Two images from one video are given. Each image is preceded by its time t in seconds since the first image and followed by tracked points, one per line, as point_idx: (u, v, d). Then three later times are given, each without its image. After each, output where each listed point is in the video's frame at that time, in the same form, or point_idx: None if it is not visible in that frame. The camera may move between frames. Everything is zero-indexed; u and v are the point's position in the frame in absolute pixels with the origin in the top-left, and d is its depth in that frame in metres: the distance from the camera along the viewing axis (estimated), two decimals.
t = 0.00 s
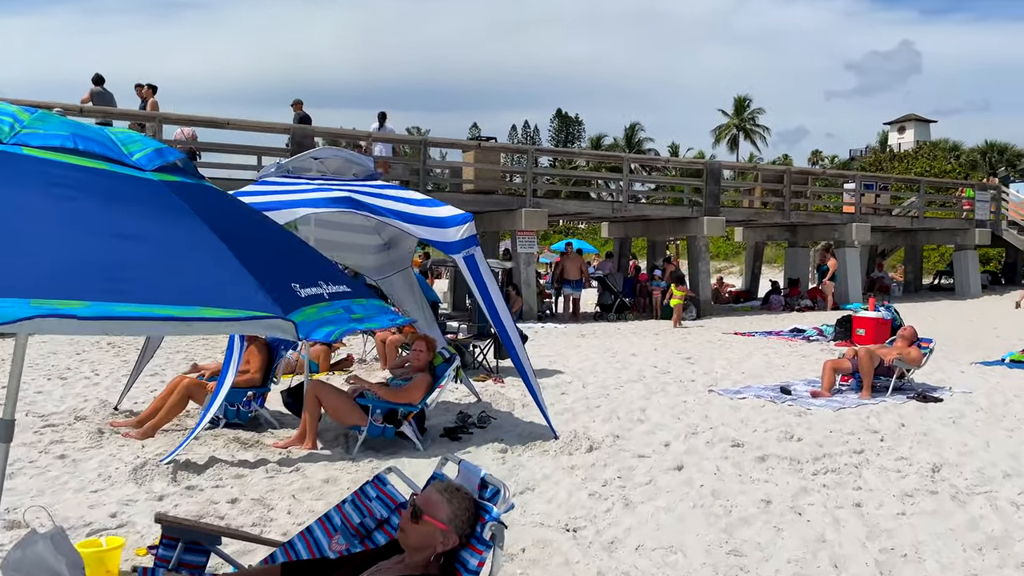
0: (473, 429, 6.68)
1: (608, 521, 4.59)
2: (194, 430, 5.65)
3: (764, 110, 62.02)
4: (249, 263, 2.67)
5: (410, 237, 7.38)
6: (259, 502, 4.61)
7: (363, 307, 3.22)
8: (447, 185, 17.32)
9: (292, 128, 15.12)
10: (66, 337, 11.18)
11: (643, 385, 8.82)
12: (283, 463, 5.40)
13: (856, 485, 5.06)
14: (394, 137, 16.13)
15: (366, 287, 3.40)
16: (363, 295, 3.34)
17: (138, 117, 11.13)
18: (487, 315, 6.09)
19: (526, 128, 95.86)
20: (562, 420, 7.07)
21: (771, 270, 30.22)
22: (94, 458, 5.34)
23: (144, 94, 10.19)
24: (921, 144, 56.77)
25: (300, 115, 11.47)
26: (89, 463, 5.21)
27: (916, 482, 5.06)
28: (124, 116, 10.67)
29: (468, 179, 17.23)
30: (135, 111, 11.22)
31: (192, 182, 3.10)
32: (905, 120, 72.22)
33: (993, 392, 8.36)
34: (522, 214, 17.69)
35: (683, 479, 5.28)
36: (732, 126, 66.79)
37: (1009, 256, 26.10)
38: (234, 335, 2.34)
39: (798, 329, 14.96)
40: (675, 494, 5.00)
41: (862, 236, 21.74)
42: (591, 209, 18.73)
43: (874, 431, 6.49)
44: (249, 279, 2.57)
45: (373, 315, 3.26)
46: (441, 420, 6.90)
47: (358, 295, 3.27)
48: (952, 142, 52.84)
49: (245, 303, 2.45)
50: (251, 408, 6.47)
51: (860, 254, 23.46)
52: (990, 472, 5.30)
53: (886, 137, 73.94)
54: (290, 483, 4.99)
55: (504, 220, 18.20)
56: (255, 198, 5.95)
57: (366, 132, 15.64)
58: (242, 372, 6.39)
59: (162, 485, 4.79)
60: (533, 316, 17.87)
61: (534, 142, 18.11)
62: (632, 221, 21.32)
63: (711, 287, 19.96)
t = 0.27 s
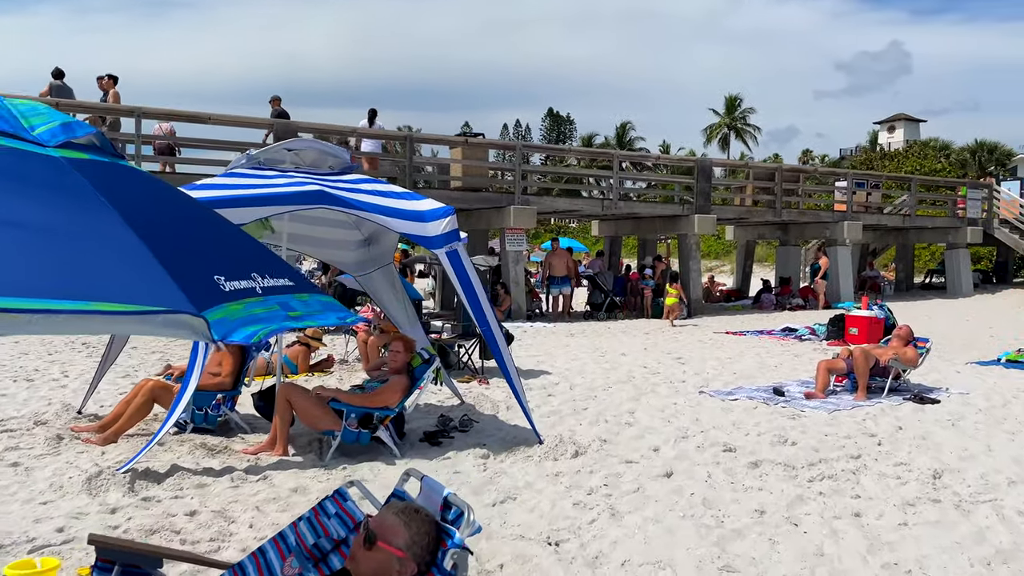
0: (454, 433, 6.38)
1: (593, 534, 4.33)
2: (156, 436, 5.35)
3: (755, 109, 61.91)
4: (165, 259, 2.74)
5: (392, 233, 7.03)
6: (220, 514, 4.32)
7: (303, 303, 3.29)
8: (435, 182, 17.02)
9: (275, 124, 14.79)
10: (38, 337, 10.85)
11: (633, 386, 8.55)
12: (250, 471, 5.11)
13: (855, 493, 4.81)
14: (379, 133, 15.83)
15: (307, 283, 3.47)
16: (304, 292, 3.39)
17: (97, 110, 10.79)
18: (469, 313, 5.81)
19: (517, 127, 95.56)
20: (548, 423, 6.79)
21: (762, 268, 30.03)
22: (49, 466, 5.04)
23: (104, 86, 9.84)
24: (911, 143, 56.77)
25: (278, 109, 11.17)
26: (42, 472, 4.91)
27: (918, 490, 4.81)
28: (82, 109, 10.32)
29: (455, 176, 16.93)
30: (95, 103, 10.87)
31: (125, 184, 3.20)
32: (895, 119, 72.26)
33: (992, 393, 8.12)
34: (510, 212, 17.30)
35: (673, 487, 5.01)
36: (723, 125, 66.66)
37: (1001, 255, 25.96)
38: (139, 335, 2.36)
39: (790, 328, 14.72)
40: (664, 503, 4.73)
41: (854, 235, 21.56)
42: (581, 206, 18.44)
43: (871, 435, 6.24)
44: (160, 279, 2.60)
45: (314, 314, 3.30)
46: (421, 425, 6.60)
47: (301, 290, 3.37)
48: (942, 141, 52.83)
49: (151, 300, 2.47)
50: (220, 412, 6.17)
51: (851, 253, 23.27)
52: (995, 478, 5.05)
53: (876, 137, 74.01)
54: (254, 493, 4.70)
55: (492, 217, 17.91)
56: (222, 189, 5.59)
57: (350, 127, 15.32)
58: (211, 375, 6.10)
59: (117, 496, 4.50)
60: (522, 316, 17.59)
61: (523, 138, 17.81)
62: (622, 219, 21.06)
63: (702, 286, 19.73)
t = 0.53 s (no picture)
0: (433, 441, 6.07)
1: (577, 552, 4.03)
2: (110, 447, 5.03)
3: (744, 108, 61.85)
4: (40, 259, 2.54)
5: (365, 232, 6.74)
6: (172, 533, 4.02)
7: (222, 308, 3.00)
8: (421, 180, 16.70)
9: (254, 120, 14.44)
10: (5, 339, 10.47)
11: (621, 389, 8.26)
12: (210, 485, 4.80)
13: (855, 506, 4.53)
14: (362, 129, 15.49)
15: (232, 285, 3.20)
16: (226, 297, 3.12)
17: (50, 102, 10.41)
18: (445, 313, 5.54)
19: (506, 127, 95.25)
20: (532, 429, 6.49)
21: (752, 268, 29.84)
22: None
23: (58, 78, 9.48)
24: (899, 143, 56.82)
25: (251, 106, 10.84)
26: None
27: (921, 503, 4.54)
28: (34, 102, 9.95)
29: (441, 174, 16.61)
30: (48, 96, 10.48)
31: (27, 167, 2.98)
32: (883, 119, 72.35)
33: (990, 395, 7.87)
34: (497, 209, 17.01)
35: (663, 500, 4.72)
36: (713, 124, 66.54)
37: (991, 254, 25.84)
38: None
39: (782, 328, 14.48)
40: (653, 518, 4.44)
41: (845, 233, 21.35)
42: (570, 205, 18.14)
43: (869, 441, 5.97)
44: (31, 279, 2.43)
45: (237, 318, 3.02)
46: (399, 432, 6.29)
47: (222, 294, 3.10)
48: (931, 141, 52.88)
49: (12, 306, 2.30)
50: (184, 420, 5.85)
51: (842, 252, 23.08)
52: (1002, 489, 4.78)
53: (864, 137, 74.15)
54: (213, 510, 4.40)
55: (479, 216, 17.59)
56: (182, 182, 5.27)
57: (333, 123, 14.98)
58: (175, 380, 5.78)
59: (62, 515, 4.19)
60: (509, 316, 17.29)
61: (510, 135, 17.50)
62: (611, 217, 20.78)
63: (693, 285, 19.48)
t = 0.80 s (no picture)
0: (411, 449, 5.76)
1: (561, 573, 3.73)
2: (61, 458, 4.73)
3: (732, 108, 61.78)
4: None
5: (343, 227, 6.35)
6: (121, 555, 3.70)
7: (121, 315, 3.76)
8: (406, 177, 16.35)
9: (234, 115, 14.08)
10: None
11: (610, 392, 7.96)
12: (168, 500, 4.49)
13: (859, 520, 4.25)
14: (345, 124, 15.14)
15: (140, 291, 3.94)
16: (133, 301, 3.88)
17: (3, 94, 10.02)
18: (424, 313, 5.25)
19: (494, 126, 94.97)
20: (516, 435, 6.19)
21: (742, 267, 29.65)
22: None
23: (9, 69, 9.11)
24: (887, 143, 56.88)
25: (225, 101, 10.50)
26: None
27: (929, 516, 4.25)
28: None
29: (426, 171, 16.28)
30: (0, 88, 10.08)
31: None
32: (871, 118, 72.48)
33: (991, 398, 7.62)
34: (484, 207, 16.69)
35: (654, 513, 4.42)
36: (702, 124, 66.42)
37: (981, 253, 25.72)
38: None
39: (773, 329, 14.24)
40: (644, 533, 4.14)
41: (835, 232, 21.16)
42: (558, 203, 17.85)
43: (869, 448, 5.69)
44: None
45: (135, 324, 3.78)
46: (376, 439, 5.97)
47: (128, 299, 3.86)
48: (918, 140, 52.91)
49: None
50: (146, 427, 5.54)
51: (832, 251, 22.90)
52: (1013, 501, 4.51)
53: (852, 137, 74.28)
54: (168, 528, 4.08)
55: (465, 214, 17.27)
56: (140, 172, 4.91)
57: (316, 119, 14.61)
58: (138, 386, 5.46)
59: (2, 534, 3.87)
60: (496, 316, 16.98)
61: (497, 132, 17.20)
62: (600, 216, 20.51)
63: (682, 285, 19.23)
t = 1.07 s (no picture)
0: (387, 458, 5.42)
1: None
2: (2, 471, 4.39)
3: (721, 107, 61.70)
4: None
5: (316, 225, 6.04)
6: None
7: None
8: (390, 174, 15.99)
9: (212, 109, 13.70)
10: None
11: (598, 396, 7.64)
12: (118, 517, 4.14)
13: (866, 536, 3.95)
14: (326, 120, 14.77)
15: None
16: None
17: None
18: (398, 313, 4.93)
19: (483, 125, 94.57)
20: (499, 442, 5.86)
21: (732, 266, 29.42)
22: None
23: None
24: (875, 142, 56.88)
25: (197, 95, 10.13)
26: None
27: (942, 533, 3.95)
28: None
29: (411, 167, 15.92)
30: None
31: None
32: (859, 118, 72.53)
33: (993, 400, 7.34)
34: (470, 205, 16.35)
35: (646, 529, 4.10)
36: (690, 122, 66.26)
37: (971, 252, 25.57)
38: None
39: (764, 328, 13.97)
40: (634, 552, 3.82)
41: (826, 231, 20.95)
42: (546, 200, 17.52)
43: (872, 455, 5.39)
44: None
45: None
46: (350, 449, 5.64)
47: None
48: (907, 139, 52.91)
49: None
50: (103, 437, 5.17)
51: (823, 250, 22.67)
52: None
53: (840, 137, 74.36)
54: (115, 549, 3.73)
55: (451, 212, 16.92)
56: (89, 164, 4.55)
57: (297, 114, 14.23)
58: (99, 393, 5.10)
59: None
60: (483, 316, 16.63)
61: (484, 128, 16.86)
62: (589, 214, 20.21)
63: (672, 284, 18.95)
